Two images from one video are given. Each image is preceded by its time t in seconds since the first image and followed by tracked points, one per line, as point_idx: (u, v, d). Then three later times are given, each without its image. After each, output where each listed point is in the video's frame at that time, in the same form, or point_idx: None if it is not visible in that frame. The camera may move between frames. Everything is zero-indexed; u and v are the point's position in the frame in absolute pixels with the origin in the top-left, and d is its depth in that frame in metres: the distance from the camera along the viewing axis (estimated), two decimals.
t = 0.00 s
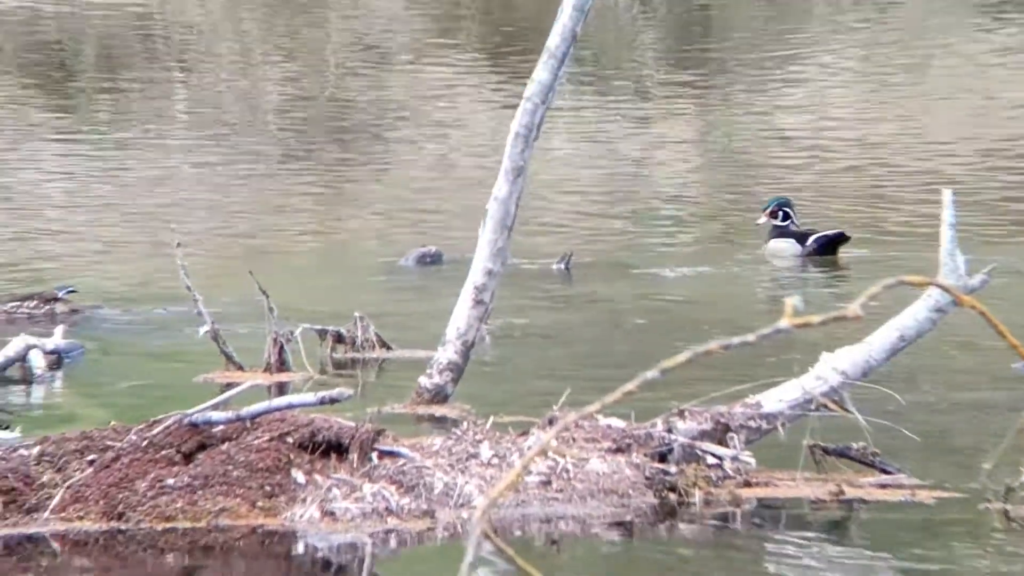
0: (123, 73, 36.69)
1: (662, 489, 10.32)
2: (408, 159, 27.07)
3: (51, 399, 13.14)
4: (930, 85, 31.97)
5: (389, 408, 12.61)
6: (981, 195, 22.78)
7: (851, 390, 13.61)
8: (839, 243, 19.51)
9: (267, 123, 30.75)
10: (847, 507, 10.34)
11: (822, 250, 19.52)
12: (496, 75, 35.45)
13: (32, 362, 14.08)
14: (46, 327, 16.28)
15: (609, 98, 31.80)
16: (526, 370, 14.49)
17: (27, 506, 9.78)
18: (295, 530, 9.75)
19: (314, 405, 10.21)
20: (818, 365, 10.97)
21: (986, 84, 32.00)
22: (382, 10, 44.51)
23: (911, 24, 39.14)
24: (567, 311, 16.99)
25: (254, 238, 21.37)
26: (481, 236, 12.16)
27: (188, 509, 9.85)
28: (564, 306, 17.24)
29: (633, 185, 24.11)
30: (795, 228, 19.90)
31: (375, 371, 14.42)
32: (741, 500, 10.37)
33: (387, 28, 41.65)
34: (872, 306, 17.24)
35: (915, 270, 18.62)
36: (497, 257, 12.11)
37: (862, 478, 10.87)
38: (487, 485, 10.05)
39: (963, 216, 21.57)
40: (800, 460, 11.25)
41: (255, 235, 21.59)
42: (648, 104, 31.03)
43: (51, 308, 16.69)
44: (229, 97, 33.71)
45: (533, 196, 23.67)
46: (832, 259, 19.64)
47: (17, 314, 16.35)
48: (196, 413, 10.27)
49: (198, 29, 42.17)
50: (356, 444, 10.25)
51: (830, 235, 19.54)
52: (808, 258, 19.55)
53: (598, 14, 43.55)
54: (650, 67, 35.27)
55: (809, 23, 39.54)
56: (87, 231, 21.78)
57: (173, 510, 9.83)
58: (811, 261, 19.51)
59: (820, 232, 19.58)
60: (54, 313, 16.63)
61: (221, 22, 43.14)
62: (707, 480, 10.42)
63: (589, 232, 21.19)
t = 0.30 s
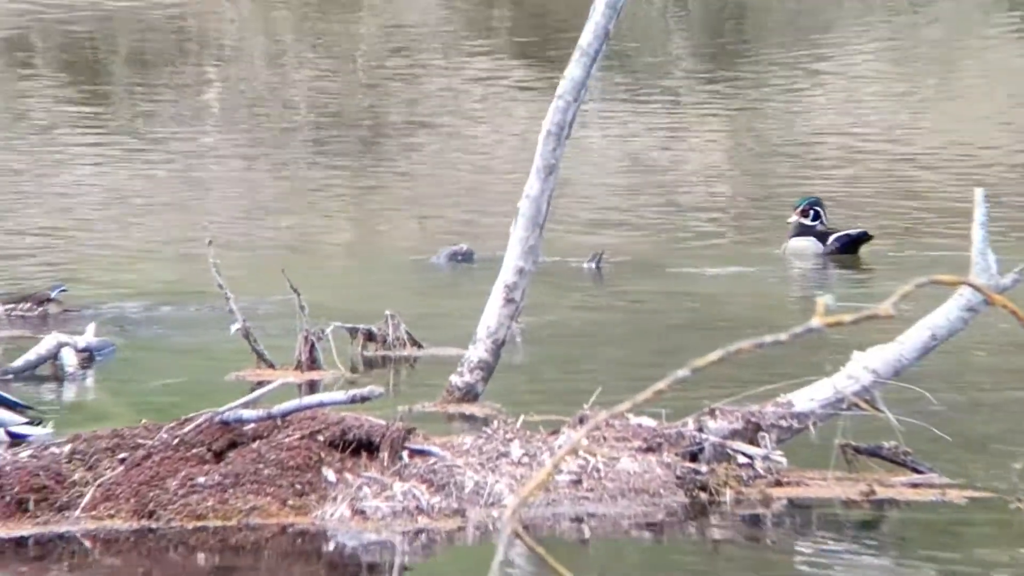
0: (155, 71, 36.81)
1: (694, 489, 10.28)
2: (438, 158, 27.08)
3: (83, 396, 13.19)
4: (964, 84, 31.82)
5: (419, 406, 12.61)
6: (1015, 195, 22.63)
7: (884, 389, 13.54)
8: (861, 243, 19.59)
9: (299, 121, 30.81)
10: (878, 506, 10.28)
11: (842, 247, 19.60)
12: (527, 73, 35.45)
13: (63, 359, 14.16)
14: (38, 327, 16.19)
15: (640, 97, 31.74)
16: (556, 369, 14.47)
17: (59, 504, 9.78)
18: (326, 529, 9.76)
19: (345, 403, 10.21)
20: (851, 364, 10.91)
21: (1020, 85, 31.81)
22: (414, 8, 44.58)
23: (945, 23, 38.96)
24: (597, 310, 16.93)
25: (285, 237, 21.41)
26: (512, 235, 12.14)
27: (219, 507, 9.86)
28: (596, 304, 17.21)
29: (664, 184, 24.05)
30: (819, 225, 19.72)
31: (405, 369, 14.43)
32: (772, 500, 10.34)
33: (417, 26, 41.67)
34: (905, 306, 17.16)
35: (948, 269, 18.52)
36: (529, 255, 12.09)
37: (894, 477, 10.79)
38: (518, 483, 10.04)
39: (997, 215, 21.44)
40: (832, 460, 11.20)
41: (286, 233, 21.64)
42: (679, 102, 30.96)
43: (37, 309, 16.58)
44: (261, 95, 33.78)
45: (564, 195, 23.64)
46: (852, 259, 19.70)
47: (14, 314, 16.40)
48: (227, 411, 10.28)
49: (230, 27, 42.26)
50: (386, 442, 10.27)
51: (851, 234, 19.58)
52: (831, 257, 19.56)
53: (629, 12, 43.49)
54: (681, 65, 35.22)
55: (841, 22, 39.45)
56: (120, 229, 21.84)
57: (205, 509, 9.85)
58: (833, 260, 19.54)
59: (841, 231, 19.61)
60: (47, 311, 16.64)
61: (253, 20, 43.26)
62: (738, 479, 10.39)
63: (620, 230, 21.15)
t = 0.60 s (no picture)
0: (190, 69, 36.93)
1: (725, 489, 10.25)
2: (471, 157, 27.09)
3: (114, 395, 13.25)
4: (999, 83, 31.63)
5: (450, 406, 12.62)
6: None
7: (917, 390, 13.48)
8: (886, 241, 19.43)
9: (333, 120, 30.87)
10: (910, 507, 10.24)
11: (867, 247, 19.48)
12: (561, 73, 35.44)
13: (95, 359, 14.09)
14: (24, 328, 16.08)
15: (673, 96, 31.67)
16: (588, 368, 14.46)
17: (90, 503, 9.83)
18: (356, 528, 9.79)
19: (376, 403, 10.22)
20: (882, 364, 10.83)
21: None
22: (448, 7, 44.61)
23: (981, 22, 38.75)
24: (629, 310, 16.89)
25: (318, 235, 21.46)
26: (544, 234, 12.13)
27: (250, 506, 9.89)
28: (628, 304, 17.18)
29: (697, 183, 23.99)
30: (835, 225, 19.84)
31: (436, 368, 14.45)
32: (803, 500, 10.31)
33: (448, 25, 41.68)
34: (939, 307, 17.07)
35: (983, 268, 18.41)
36: (560, 255, 12.08)
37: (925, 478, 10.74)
38: (549, 483, 10.04)
39: None
40: (863, 460, 11.15)
41: (319, 231, 21.69)
42: (712, 101, 30.90)
43: (31, 310, 16.50)
44: (293, 94, 33.84)
45: (596, 194, 23.61)
46: (877, 256, 19.58)
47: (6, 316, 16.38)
48: (258, 410, 10.29)
49: (264, 26, 42.36)
50: (417, 441, 10.26)
51: (876, 234, 19.38)
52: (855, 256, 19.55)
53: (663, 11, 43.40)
54: (715, 64, 35.13)
55: (876, 21, 39.28)
56: (152, 228, 21.93)
57: (235, 508, 9.87)
58: (857, 259, 19.52)
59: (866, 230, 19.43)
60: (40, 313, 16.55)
61: (287, 19, 43.35)
62: (768, 479, 10.37)
63: (652, 230, 21.11)
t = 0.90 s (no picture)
0: (218, 71, 37.04)
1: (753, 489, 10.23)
2: (498, 158, 27.11)
3: (143, 395, 13.31)
4: None
5: (478, 406, 12.63)
6: None
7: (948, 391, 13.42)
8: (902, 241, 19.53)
9: (360, 121, 30.92)
10: (940, 508, 10.20)
11: (884, 246, 19.54)
12: (588, 73, 35.41)
13: (125, 359, 14.23)
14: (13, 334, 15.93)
15: (701, 97, 31.63)
16: (615, 368, 14.45)
17: (120, 502, 9.87)
18: (384, 528, 9.80)
19: (404, 403, 10.24)
20: (912, 366, 10.79)
21: None
22: (476, 9, 44.65)
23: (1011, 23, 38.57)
24: (657, 311, 16.86)
25: (346, 236, 21.50)
26: (571, 235, 12.13)
27: (279, 506, 9.91)
28: (655, 305, 17.16)
29: (725, 184, 23.96)
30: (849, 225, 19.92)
31: (464, 369, 14.46)
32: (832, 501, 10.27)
33: (475, 27, 41.72)
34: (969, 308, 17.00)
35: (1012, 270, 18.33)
36: (588, 256, 12.08)
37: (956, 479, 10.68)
38: (577, 484, 10.04)
39: None
40: (893, 462, 11.10)
41: (346, 232, 21.73)
42: (740, 102, 30.83)
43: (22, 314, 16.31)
44: (321, 96, 33.91)
45: (624, 195, 23.59)
46: (893, 256, 19.64)
47: None
48: (286, 410, 10.32)
49: (292, 28, 42.44)
50: (445, 442, 10.29)
51: (892, 234, 19.45)
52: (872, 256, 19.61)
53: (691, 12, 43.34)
54: (743, 64, 35.05)
55: (906, 22, 39.13)
56: (181, 229, 22.01)
57: (264, 507, 9.89)
58: (873, 259, 19.58)
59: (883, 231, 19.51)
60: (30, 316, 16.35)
61: (315, 20, 43.42)
62: (797, 480, 10.34)
63: (679, 231, 21.08)
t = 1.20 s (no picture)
0: (238, 73, 37.08)
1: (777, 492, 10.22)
2: (518, 160, 27.09)
3: (166, 396, 13.34)
4: None
5: (500, 407, 12.62)
6: None
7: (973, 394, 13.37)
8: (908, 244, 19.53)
9: (380, 124, 30.94)
10: (964, 511, 10.17)
11: (890, 248, 19.57)
12: (609, 76, 35.37)
13: (149, 361, 14.23)
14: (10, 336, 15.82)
15: (722, 99, 31.58)
16: (637, 371, 14.44)
17: (144, 503, 9.88)
18: (407, 529, 9.80)
19: (425, 405, 10.25)
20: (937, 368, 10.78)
21: None
22: (497, 11, 44.63)
23: None
24: (678, 314, 16.83)
25: (366, 238, 21.52)
26: (593, 238, 12.14)
27: (302, 507, 9.90)
28: (676, 308, 17.13)
29: (745, 186, 23.91)
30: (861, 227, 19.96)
31: (485, 371, 14.46)
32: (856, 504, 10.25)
33: (498, 29, 41.70)
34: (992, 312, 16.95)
35: None
36: (610, 258, 12.09)
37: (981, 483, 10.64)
38: (599, 486, 10.03)
39: None
40: (917, 465, 11.07)
41: (367, 235, 21.75)
42: (760, 104, 30.78)
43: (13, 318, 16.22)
44: (341, 98, 33.93)
45: (644, 197, 23.56)
46: (902, 260, 19.64)
47: None
48: (310, 412, 10.33)
49: (312, 31, 42.47)
50: (467, 444, 10.29)
51: (898, 237, 19.48)
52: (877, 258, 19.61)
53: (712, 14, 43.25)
54: (764, 66, 34.99)
55: (927, 24, 38.98)
56: (202, 231, 22.03)
57: (287, 508, 9.89)
58: (880, 261, 19.57)
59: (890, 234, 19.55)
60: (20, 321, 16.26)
61: (335, 23, 43.45)
62: (821, 483, 10.32)
63: (701, 233, 21.05)
